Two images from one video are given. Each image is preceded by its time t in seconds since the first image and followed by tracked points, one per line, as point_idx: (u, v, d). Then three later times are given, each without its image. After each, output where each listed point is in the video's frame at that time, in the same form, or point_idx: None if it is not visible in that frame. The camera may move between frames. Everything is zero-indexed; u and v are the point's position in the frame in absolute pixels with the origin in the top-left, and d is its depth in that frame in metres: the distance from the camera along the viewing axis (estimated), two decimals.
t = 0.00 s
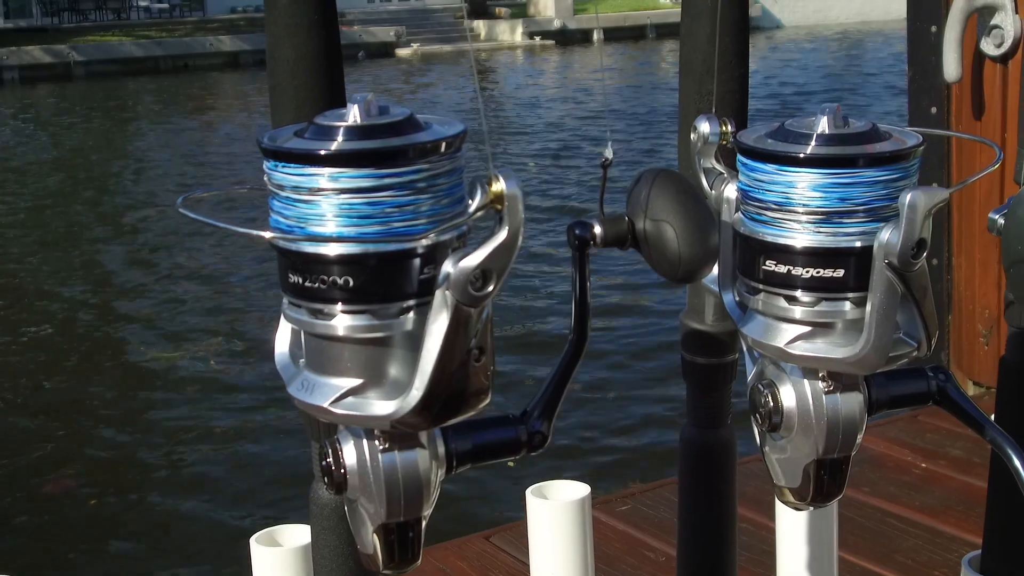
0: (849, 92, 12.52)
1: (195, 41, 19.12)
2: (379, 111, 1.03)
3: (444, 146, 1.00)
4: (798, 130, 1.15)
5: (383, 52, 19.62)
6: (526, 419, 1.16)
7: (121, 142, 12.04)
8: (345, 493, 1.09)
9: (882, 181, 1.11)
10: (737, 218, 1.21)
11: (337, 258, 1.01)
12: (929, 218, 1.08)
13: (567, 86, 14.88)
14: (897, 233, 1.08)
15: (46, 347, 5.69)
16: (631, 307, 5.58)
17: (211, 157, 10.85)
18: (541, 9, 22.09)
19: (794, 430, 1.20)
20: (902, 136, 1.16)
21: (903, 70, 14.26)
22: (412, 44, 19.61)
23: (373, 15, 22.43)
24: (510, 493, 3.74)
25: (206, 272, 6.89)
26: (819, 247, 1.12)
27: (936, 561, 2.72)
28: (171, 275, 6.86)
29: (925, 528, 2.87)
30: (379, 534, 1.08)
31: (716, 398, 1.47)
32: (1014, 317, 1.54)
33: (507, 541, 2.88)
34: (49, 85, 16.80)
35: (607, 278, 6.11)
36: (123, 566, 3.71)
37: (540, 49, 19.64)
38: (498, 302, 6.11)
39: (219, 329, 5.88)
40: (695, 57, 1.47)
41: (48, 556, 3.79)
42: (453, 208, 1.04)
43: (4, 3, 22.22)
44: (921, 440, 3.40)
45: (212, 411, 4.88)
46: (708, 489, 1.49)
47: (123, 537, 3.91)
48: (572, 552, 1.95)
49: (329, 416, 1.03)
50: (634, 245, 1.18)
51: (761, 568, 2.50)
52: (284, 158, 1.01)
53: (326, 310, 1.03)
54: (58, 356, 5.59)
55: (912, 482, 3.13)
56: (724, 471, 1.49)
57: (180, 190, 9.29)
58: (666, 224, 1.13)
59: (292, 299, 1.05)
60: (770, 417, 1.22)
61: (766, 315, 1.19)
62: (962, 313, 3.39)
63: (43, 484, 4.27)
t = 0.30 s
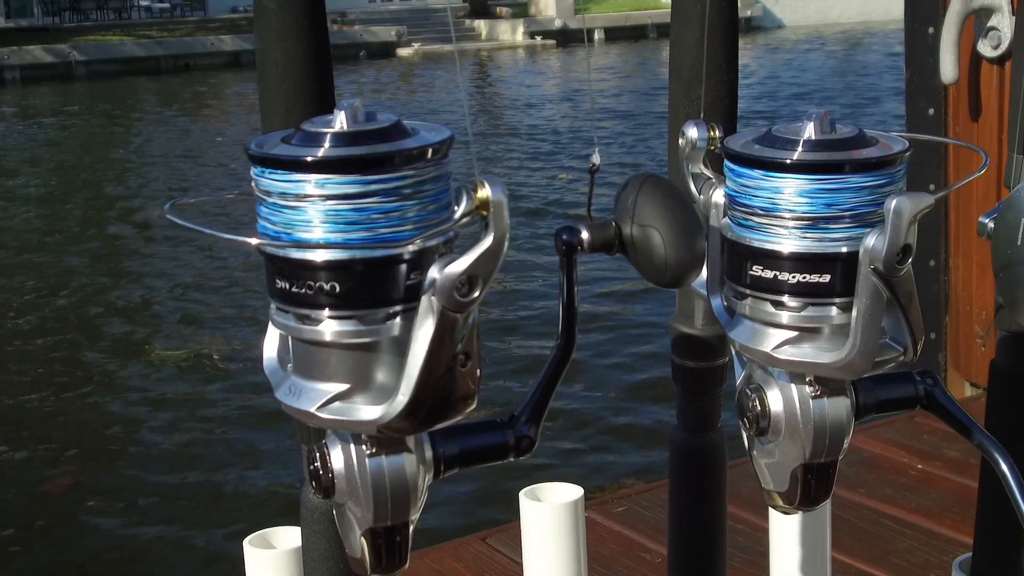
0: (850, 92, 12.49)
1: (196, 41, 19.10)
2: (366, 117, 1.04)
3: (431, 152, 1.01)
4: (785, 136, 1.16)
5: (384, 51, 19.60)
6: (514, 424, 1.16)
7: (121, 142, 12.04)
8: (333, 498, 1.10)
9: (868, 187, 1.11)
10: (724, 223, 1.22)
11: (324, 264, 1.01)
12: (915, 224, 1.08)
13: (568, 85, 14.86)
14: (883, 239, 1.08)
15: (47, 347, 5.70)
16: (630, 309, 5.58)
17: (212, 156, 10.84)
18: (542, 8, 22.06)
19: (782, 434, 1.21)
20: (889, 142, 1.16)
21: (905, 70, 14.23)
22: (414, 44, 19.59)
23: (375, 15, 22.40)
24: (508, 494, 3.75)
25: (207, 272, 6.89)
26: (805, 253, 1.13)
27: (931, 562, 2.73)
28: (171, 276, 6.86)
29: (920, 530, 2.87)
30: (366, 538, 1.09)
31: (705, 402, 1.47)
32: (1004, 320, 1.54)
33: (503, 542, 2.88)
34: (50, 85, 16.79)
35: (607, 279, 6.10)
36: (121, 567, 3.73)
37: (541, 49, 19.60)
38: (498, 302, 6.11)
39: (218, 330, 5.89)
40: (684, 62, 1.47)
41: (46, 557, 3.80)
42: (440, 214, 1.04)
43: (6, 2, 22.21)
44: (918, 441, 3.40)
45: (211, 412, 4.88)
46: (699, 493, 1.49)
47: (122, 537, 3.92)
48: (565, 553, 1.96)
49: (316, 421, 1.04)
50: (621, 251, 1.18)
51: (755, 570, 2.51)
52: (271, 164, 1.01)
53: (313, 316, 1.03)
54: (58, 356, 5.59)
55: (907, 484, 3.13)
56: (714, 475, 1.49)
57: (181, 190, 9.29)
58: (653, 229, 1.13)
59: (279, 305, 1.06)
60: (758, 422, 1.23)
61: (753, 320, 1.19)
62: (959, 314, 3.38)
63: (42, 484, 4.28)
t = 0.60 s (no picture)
0: (849, 92, 12.49)
1: (197, 41, 19.10)
2: (349, 124, 1.04)
3: (413, 160, 1.02)
4: (767, 143, 1.16)
5: (384, 51, 19.59)
6: (497, 429, 1.17)
7: (120, 141, 12.04)
8: (317, 502, 1.11)
9: (849, 193, 1.12)
10: (707, 229, 1.23)
11: (307, 271, 1.02)
12: (895, 231, 1.09)
13: (567, 85, 14.85)
14: (863, 246, 1.09)
15: (44, 346, 5.70)
16: (627, 309, 5.59)
17: (211, 156, 10.85)
18: (542, 8, 22.05)
19: (764, 438, 1.22)
20: (871, 149, 1.17)
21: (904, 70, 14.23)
22: (414, 43, 19.58)
23: (375, 15, 22.39)
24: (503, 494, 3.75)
25: (205, 271, 6.90)
26: (787, 259, 1.14)
27: (923, 564, 2.73)
28: (169, 274, 6.86)
29: (913, 532, 2.88)
30: (350, 542, 1.09)
31: (692, 406, 1.48)
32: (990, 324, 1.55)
33: (496, 544, 2.89)
34: (50, 85, 16.79)
35: (603, 280, 6.11)
36: (118, 569, 3.74)
37: (541, 49, 19.60)
38: (495, 302, 6.12)
39: (216, 329, 5.89)
40: (670, 66, 1.47)
41: (43, 558, 3.81)
42: (422, 221, 1.05)
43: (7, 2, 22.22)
44: (911, 443, 3.41)
45: (207, 411, 4.88)
46: (685, 496, 1.50)
47: (117, 539, 3.93)
48: (554, 555, 1.96)
49: (300, 427, 1.05)
50: (604, 256, 1.19)
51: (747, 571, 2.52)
52: (254, 172, 1.02)
53: (296, 322, 1.04)
54: (55, 354, 5.60)
55: (901, 485, 3.13)
56: (701, 478, 1.50)
57: (180, 190, 9.29)
58: (635, 236, 1.14)
59: (262, 311, 1.06)
60: (740, 427, 1.24)
61: (736, 326, 1.20)
62: (954, 316, 3.38)
63: (39, 483, 4.29)
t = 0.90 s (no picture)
0: (847, 92, 12.49)
1: (195, 41, 19.10)
2: (332, 125, 1.05)
3: (395, 161, 1.03)
4: (749, 144, 1.17)
5: (382, 50, 19.57)
6: (481, 428, 1.18)
7: (117, 141, 12.03)
8: (301, 501, 1.11)
9: (830, 195, 1.13)
10: (690, 230, 1.24)
11: (290, 271, 1.03)
12: (875, 231, 1.10)
13: (565, 84, 14.86)
14: (843, 246, 1.09)
15: (41, 343, 5.70)
16: (624, 309, 5.59)
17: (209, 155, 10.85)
18: (541, 7, 22.02)
19: (746, 437, 1.22)
20: (852, 150, 1.18)
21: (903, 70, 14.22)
22: (412, 42, 19.55)
23: (373, 14, 22.38)
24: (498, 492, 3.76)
25: (202, 270, 6.90)
26: (768, 259, 1.14)
27: (915, 563, 2.74)
28: (167, 272, 6.87)
29: (905, 531, 2.88)
30: (334, 540, 1.10)
31: (677, 405, 1.49)
32: (976, 325, 1.55)
33: (489, 543, 2.89)
34: (48, 84, 16.79)
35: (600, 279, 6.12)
36: (113, 558, 3.73)
37: (539, 48, 19.59)
38: (492, 300, 6.12)
39: (212, 326, 5.89)
40: (655, 69, 1.48)
41: (38, 549, 3.80)
42: (404, 222, 1.06)
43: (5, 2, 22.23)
44: (905, 442, 3.41)
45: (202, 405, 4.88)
46: (670, 493, 1.51)
47: (112, 529, 3.92)
48: (544, 555, 1.96)
49: (282, 426, 1.05)
50: (587, 256, 1.20)
51: (739, 569, 2.52)
52: (237, 172, 1.02)
53: (279, 323, 1.04)
54: (51, 352, 5.60)
55: (893, 485, 3.14)
56: (687, 478, 1.50)
57: (177, 189, 9.29)
58: (618, 237, 1.15)
59: (245, 311, 1.07)
60: (723, 426, 1.24)
61: (719, 326, 1.20)
62: (948, 315, 3.38)
63: (34, 478, 4.28)
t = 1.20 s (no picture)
0: (843, 92, 12.50)
1: (192, 40, 19.09)
2: (315, 130, 1.06)
3: (378, 165, 1.03)
4: (731, 149, 1.18)
5: (379, 50, 19.56)
6: (464, 431, 1.19)
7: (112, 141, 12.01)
8: (285, 503, 1.12)
9: (811, 199, 1.14)
10: (673, 233, 1.24)
11: (273, 276, 1.03)
12: (856, 235, 1.11)
13: (562, 84, 14.87)
14: (824, 250, 1.10)
15: (36, 343, 5.70)
16: (619, 310, 5.60)
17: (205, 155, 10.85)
18: (537, 6, 22.01)
19: (729, 439, 1.23)
20: (834, 153, 1.18)
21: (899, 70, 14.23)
22: (408, 42, 19.53)
23: (370, 13, 22.37)
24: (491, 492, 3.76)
25: (198, 270, 6.90)
26: (750, 263, 1.15)
27: (906, 563, 2.75)
28: (162, 272, 6.87)
29: (896, 531, 2.89)
30: (317, 543, 1.10)
31: (663, 407, 1.50)
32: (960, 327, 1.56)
33: (481, 544, 2.90)
34: (44, 84, 16.77)
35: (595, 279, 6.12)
36: (106, 557, 3.73)
37: (536, 49, 19.59)
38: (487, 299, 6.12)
39: (207, 326, 5.89)
40: (639, 72, 1.48)
41: (33, 550, 3.79)
42: (386, 226, 1.06)
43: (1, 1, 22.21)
44: (896, 443, 3.42)
45: (196, 403, 4.88)
46: (655, 494, 1.51)
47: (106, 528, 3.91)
48: (533, 557, 1.97)
49: (265, 429, 1.06)
50: (570, 260, 1.21)
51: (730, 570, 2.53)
52: (220, 177, 1.03)
53: (262, 327, 1.05)
54: (46, 352, 5.60)
55: (885, 485, 3.15)
56: (673, 479, 1.51)
57: (173, 189, 9.29)
58: (601, 240, 1.16)
59: (229, 315, 1.08)
60: (707, 428, 1.25)
61: (701, 329, 1.21)
62: (941, 319, 3.40)
63: (28, 478, 4.28)
